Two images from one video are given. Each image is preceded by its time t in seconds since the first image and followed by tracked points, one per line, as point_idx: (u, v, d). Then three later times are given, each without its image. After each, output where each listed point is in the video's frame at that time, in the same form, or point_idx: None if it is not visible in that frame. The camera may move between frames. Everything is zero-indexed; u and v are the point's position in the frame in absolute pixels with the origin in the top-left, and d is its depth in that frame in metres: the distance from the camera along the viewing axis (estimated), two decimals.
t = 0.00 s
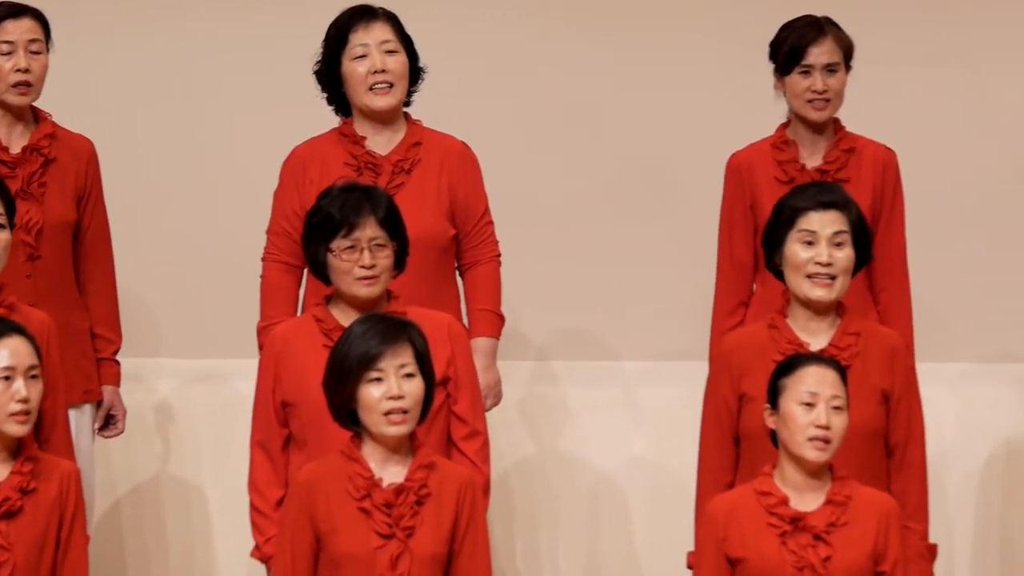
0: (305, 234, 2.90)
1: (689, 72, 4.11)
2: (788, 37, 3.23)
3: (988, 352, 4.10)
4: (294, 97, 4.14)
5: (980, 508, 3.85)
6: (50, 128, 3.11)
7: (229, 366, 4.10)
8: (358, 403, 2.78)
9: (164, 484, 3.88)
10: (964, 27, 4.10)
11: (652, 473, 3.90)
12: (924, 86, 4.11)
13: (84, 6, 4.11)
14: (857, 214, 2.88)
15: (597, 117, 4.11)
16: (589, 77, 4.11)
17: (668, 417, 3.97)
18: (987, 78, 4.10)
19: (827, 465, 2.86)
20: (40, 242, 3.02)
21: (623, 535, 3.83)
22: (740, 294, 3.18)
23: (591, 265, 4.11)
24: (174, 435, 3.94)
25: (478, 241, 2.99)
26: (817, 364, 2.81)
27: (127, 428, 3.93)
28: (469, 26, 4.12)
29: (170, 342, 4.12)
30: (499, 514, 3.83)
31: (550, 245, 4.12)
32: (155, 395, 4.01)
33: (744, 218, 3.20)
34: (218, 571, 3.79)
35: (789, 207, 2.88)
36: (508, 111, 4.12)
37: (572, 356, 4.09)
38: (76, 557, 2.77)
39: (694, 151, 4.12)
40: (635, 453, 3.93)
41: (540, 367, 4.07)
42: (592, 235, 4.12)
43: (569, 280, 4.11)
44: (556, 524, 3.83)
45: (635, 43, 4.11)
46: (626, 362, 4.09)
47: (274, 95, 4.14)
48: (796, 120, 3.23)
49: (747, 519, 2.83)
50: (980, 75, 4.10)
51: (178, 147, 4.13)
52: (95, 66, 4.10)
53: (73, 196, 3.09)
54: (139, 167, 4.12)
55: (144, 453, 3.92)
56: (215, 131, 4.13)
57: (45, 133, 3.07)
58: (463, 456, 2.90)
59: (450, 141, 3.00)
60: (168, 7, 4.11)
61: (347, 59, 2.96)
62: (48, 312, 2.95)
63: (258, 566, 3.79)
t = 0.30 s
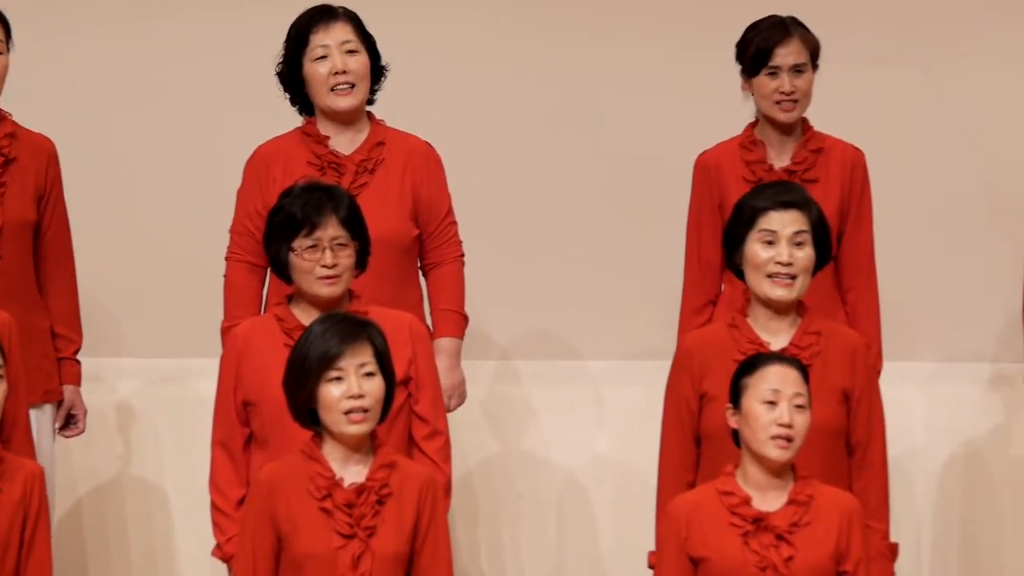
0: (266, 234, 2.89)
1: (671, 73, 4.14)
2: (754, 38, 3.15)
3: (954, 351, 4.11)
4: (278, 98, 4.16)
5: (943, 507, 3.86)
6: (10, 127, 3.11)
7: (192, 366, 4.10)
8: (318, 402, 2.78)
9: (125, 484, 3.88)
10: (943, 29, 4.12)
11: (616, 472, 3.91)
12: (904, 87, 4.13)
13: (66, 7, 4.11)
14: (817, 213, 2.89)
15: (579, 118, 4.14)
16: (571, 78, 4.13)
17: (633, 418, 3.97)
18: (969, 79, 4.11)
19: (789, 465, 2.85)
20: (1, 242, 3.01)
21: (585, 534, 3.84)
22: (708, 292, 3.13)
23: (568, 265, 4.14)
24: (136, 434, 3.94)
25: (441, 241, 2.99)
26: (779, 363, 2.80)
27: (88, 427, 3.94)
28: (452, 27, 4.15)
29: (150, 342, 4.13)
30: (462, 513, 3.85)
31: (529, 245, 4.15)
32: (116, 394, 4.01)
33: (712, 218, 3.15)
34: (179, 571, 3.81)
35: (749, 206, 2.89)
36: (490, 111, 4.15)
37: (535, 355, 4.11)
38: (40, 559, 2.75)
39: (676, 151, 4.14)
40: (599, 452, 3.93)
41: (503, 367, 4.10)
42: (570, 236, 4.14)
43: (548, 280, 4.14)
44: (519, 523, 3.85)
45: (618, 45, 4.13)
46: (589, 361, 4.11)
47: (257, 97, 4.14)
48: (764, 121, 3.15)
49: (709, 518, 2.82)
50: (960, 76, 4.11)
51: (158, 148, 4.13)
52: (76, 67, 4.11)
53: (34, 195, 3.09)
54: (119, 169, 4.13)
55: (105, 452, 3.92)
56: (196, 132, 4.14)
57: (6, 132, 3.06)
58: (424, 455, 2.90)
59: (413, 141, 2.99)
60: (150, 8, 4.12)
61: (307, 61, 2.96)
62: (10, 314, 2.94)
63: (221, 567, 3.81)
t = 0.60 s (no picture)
0: (236, 233, 2.89)
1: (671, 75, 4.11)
2: (729, 38, 3.05)
3: (937, 350, 4.07)
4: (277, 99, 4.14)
5: (914, 507, 3.84)
6: None
7: (159, 364, 4.10)
8: (287, 402, 2.78)
9: (93, 484, 3.89)
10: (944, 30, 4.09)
11: (585, 470, 3.89)
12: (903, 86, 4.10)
13: (67, 7, 4.11)
14: (785, 213, 2.89)
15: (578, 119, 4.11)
16: (570, 79, 4.11)
17: (604, 418, 3.94)
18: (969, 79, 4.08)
19: (759, 465, 2.85)
20: None
21: (556, 536, 3.83)
22: (681, 292, 3.04)
23: (565, 266, 4.11)
24: (104, 435, 3.93)
25: (411, 241, 2.98)
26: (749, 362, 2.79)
27: (56, 425, 3.93)
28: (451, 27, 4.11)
29: (149, 342, 4.12)
30: (432, 513, 3.83)
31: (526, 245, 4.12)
32: (84, 394, 4.00)
33: (686, 217, 3.07)
34: (148, 571, 3.84)
35: (718, 206, 2.89)
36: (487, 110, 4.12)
37: (508, 355, 4.09)
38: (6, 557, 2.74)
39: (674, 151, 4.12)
40: (569, 450, 3.91)
41: (474, 366, 4.07)
42: (569, 237, 4.11)
43: (541, 281, 4.11)
44: (489, 523, 3.84)
45: (619, 45, 4.11)
46: (560, 361, 4.09)
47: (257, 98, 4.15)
48: (739, 120, 3.06)
49: (678, 518, 2.82)
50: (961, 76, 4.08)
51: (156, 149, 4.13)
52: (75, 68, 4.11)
53: (3, 194, 3.11)
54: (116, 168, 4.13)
55: (73, 451, 3.92)
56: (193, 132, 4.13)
57: None
58: (394, 455, 2.90)
59: (383, 140, 2.99)
60: (151, 9, 4.12)
61: (278, 61, 2.95)
62: None
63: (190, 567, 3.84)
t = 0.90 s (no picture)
0: (204, 232, 2.89)
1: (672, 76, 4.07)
2: (701, 39, 3.02)
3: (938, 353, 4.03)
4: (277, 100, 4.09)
5: (880, 508, 3.88)
6: None
7: (123, 362, 4.06)
8: (255, 401, 2.78)
9: (60, 483, 3.91)
10: (951, 32, 4.04)
11: (553, 469, 3.93)
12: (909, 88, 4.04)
13: (67, 8, 4.08)
14: (753, 211, 2.89)
15: (577, 120, 4.07)
16: (571, 79, 4.07)
17: (572, 417, 3.96)
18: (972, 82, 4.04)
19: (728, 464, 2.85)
20: None
21: (523, 535, 3.88)
22: (651, 290, 3.04)
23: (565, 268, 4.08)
24: (73, 433, 3.94)
25: (379, 241, 2.98)
26: (718, 362, 2.78)
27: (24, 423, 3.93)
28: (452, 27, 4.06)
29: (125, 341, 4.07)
30: (401, 513, 3.87)
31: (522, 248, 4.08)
32: (51, 393, 3.98)
33: (655, 216, 3.07)
34: (115, 570, 3.88)
35: (686, 205, 2.89)
36: (486, 111, 4.07)
37: (482, 354, 4.05)
38: None
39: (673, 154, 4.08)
40: (538, 450, 3.94)
41: (446, 365, 4.03)
42: (571, 240, 4.08)
43: (536, 281, 4.08)
44: (457, 522, 3.88)
45: (620, 46, 4.07)
46: (532, 361, 4.05)
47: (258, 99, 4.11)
48: (709, 121, 3.06)
49: (647, 517, 2.81)
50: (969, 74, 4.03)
51: (155, 150, 4.10)
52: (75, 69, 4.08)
53: None
54: (115, 169, 4.10)
55: (40, 450, 3.93)
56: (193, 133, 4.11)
57: None
58: (361, 454, 2.90)
59: (352, 141, 2.99)
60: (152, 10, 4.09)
61: (250, 60, 2.94)
62: None
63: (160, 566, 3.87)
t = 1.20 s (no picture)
0: (166, 231, 2.88)
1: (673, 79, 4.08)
2: (664, 35, 3.02)
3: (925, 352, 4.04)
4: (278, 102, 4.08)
5: (843, 506, 3.85)
6: None
7: (86, 361, 4.05)
8: (218, 400, 2.78)
9: (20, 481, 3.90)
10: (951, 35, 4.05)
11: (514, 466, 3.90)
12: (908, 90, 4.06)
13: (68, 7, 4.09)
14: (716, 210, 2.89)
15: (577, 121, 4.09)
16: (573, 80, 4.09)
17: (532, 413, 3.95)
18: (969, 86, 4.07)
19: (688, 461, 2.86)
20: None
21: (484, 533, 3.84)
22: (613, 288, 3.03)
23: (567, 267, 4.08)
24: (32, 435, 3.93)
25: (341, 239, 2.98)
26: (678, 360, 2.79)
27: None
28: (456, 30, 4.08)
29: (86, 343, 4.07)
30: (363, 512, 3.83)
31: (519, 248, 4.09)
32: (11, 390, 3.98)
33: (618, 215, 3.06)
34: (77, 570, 3.85)
35: (649, 203, 2.88)
36: (486, 113, 4.09)
37: (441, 350, 4.06)
38: None
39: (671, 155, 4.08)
40: (499, 446, 3.92)
41: (408, 363, 4.04)
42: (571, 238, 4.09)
43: (525, 281, 4.08)
44: (418, 521, 3.84)
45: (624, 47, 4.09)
46: (495, 359, 4.06)
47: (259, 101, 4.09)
48: (672, 117, 3.05)
49: (608, 515, 2.82)
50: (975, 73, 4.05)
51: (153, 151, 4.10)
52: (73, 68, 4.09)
53: None
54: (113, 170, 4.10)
55: None
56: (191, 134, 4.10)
57: None
58: (323, 452, 2.90)
59: (315, 138, 2.99)
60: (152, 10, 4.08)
61: (214, 59, 2.93)
62: None
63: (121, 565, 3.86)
